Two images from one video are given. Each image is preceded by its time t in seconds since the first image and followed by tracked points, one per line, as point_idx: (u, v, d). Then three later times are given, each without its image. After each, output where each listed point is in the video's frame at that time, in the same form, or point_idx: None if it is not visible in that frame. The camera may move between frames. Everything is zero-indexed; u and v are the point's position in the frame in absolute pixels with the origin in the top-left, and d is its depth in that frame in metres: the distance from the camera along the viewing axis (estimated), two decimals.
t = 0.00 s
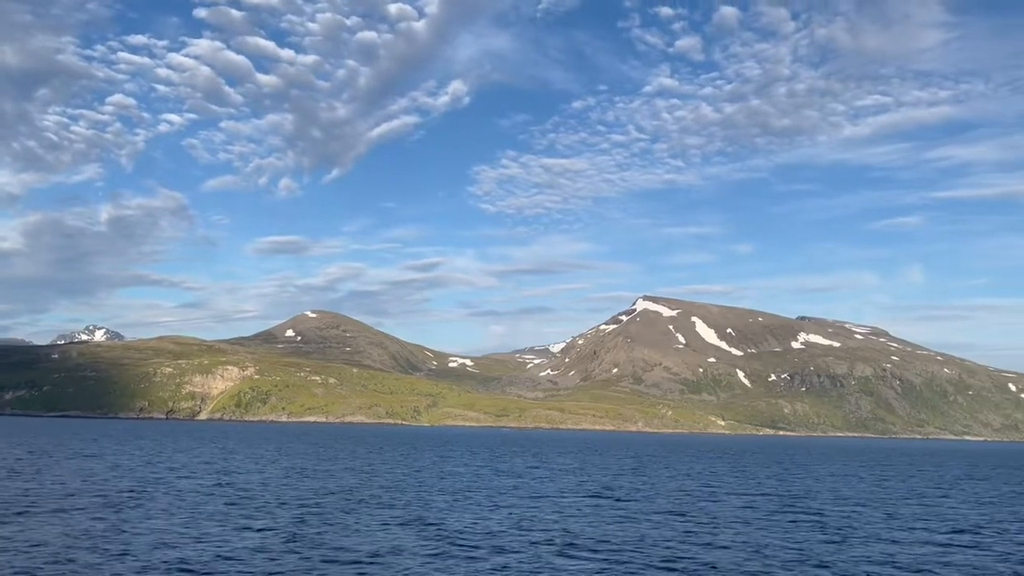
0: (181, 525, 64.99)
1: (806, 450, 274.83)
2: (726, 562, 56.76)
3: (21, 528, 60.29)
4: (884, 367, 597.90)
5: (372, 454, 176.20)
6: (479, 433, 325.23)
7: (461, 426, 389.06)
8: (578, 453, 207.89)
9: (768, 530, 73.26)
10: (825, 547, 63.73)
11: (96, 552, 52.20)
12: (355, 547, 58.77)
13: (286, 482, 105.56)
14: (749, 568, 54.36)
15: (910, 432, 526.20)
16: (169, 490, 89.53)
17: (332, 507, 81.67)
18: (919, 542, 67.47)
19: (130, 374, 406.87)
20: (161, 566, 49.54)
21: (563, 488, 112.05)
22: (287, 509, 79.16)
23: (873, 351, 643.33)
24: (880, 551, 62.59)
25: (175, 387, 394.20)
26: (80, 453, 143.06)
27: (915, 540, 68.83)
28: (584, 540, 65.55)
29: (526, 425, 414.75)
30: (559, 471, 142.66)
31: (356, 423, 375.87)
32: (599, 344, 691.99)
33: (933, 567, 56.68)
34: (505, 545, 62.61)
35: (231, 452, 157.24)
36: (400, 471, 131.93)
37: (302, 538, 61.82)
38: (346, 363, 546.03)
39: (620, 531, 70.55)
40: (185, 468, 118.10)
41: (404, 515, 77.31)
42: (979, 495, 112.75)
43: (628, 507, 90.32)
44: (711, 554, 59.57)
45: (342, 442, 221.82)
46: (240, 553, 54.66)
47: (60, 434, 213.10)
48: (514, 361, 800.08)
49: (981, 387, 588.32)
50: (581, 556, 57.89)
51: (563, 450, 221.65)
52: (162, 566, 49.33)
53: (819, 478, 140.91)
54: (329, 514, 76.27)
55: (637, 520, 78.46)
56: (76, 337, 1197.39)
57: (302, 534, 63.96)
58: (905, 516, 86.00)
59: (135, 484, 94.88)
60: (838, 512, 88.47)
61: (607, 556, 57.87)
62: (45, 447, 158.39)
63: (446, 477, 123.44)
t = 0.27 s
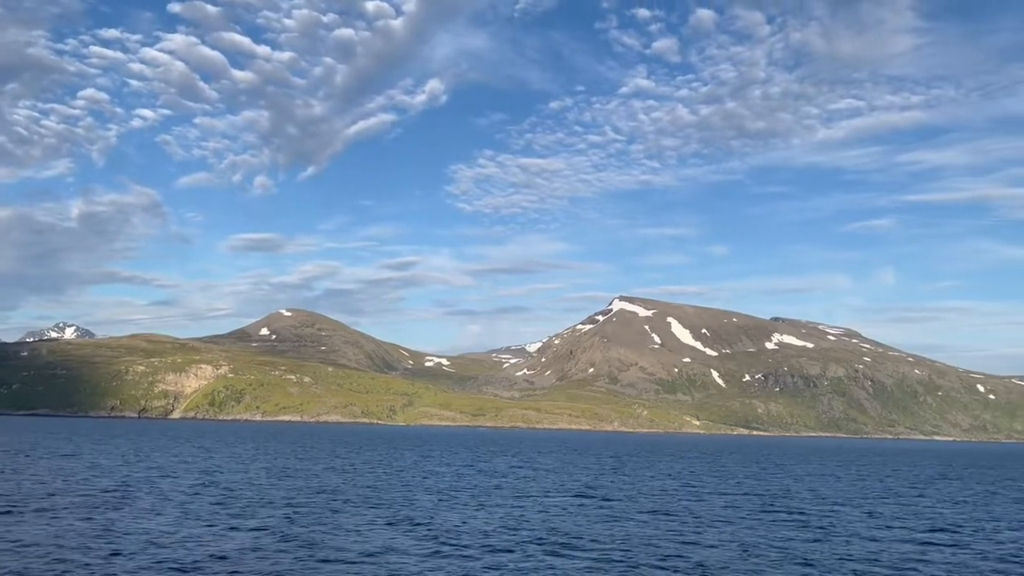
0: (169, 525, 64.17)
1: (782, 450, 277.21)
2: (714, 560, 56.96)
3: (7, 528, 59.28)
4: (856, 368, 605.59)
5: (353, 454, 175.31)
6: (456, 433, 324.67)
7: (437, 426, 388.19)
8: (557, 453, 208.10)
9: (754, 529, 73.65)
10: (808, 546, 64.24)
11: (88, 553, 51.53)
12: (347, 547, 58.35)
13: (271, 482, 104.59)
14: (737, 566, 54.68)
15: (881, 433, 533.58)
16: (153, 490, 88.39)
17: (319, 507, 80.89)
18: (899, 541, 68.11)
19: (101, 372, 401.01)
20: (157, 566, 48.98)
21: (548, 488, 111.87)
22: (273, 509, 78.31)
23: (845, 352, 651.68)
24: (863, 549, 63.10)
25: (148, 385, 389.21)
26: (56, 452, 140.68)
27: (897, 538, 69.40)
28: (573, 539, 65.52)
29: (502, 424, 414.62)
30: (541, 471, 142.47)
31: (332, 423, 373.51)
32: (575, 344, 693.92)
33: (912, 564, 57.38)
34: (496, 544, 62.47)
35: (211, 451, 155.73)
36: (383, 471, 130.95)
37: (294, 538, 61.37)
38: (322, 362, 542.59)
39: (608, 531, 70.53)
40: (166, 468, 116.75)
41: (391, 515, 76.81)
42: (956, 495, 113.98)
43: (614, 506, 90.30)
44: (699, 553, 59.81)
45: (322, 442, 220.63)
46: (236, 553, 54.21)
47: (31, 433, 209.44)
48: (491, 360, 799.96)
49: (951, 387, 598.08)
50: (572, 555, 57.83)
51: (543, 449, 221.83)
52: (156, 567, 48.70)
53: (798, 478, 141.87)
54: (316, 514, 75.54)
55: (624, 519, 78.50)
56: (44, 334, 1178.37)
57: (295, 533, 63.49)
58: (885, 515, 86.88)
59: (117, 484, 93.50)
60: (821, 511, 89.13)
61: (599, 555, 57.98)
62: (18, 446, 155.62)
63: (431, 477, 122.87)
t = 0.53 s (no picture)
0: (159, 524, 63.67)
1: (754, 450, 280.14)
2: (702, 558, 57.67)
3: None
4: (826, 368, 613.73)
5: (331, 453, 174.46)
6: (430, 432, 323.64)
7: (410, 425, 386.99)
8: (533, 452, 208.74)
9: (736, 527, 74.60)
10: (789, 543, 65.32)
11: (82, 553, 51.00)
12: (341, 546, 58.36)
13: (254, 482, 103.84)
14: (724, 563, 55.55)
15: (850, 433, 541.36)
16: (136, 489, 87.48)
17: (306, 507, 80.56)
18: (877, 538, 69.47)
19: (69, 369, 393.91)
20: (154, 566, 48.65)
21: (531, 487, 112.24)
22: (260, 508, 77.84)
23: (815, 353, 660.34)
24: (843, 547, 64.29)
25: (116, 384, 383.17)
26: (30, 451, 138.29)
27: (877, 536, 70.71)
28: (562, 537, 65.99)
29: (476, 423, 414.23)
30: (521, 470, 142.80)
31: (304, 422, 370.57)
32: (549, 343, 695.42)
33: (890, 561, 58.64)
34: (486, 542, 62.75)
35: (189, 450, 154.18)
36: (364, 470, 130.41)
37: (286, 536, 61.15)
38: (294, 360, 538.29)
39: (595, 529, 71.07)
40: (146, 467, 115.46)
41: (379, 514, 76.71)
42: (927, 494, 116.35)
43: (598, 505, 90.91)
44: (686, 551, 60.58)
45: (298, 441, 219.20)
46: (232, 552, 54.03)
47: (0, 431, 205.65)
48: (464, 359, 799.29)
49: (917, 388, 608.49)
50: (563, 553, 58.31)
51: (519, 449, 222.36)
52: (152, 566, 48.28)
53: (774, 477, 143.67)
54: (304, 513, 75.26)
55: (610, 518, 79.20)
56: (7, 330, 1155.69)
57: (287, 532, 63.30)
58: (863, 514, 88.43)
59: (98, 483, 92.38)
60: (800, 510, 90.54)
61: (590, 553, 58.51)
62: None
63: (413, 476, 122.74)
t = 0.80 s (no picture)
0: (141, 523, 62.89)
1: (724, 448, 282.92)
2: (684, 555, 58.31)
3: None
4: (794, 368, 621.85)
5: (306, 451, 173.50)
6: (403, 431, 322.23)
7: (381, 424, 385.42)
8: (507, 451, 209.28)
9: (714, 525, 75.49)
10: (767, 541, 66.26)
11: (66, 552, 50.18)
12: (328, 543, 58.15)
13: (232, 480, 102.91)
14: (706, 560, 56.19)
15: (817, 432, 549.27)
16: (112, 487, 86.34)
17: (287, 505, 80.03)
18: (852, 536, 70.77)
19: (33, 366, 385.51)
20: (141, 565, 48.07)
21: (509, 485, 112.50)
22: (243, 506, 77.35)
23: (783, 353, 668.96)
24: (820, 543, 65.54)
25: (82, 380, 375.76)
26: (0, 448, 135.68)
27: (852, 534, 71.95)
28: (545, 535, 66.36)
29: (447, 422, 413.49)
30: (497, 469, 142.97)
31: (273, 420, 366.96)
32: (521, 342, 696.21)
33: (864, 558, 59.75)
34: (471, 540, 62.92)
35: (162, 448, 152.40)
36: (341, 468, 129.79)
37: (272, 534, 60.80)
38: (264, 358, 532.91)
39: (577, 527, 71.45)
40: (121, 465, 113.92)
41: (361, 512, 76.52)
42: (895, 492, 118.72)
43: (578, 504, 91.41)
44: (670, 548, 61.19)
45: (271, 439, 217.59)
46: (225, 550, 53.90)
47: None
48: (436, 358, 796.72)
49: (883, 388, 619.22)
50: (548, 550, 58.60)
51: (493, 447, 222.65)
52: (140, 566, 47.71)
53: (746, 475, 145.50)
54: (286, 511, 74.81)
55: (591, 516, 79.80)
56: None
57: (272, 530, 62.90)
58: (837, 512, 90.01)
59: (72, 480, 90.99)
60: (775, 508, 91.85)
61: (576, 551, 58.92)
62: None
63: (391, 475, 122.40)
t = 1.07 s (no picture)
0: (121, 522, 62.25)
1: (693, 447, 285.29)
2: (667, 554, 58.96)
3: None
4: (760, 368, 629.52)
5: (279, 449, 172.44)
6: (373, 430, 320.21)
7: (349, 422, 382.46)
8: (479, 449, 209.80)
9: (692, 522, 76.56)
10: (745, 539, 67.24)
11: (48, 551, 49.56)
12: (314, 542, 58.07)
13: (210, 478, 102.06)
14: (687, 558, 56.93)
15: (783, 431, 556.91)
16: (87, 485, 85.17)
17: (266, 503, 79.57)
18: (826, 533, 72.10)
19: None
20: (128, 564, 47.67)
21: (487, 484, 112.91)
22: (227, 505, 76.76)
23: (750, 353, 677.36)
24: (798, 541, 66.97)
25: (43, 377, 367.36)
26: None
27: (827, 531, 73.21)
28: (528, 533, 66.75)
29: (417, 420, 411.86)
30: (471, 467, 143.21)
31: (240, 419, 362.37)
32: (491, 341, 695.83)
33: (839, 555, 60.90)
34: (455, 538, 63.12)
35: (134, 446, 150.58)
36: (316, 467, 129.24)
37: (257, 533, 60.55)
38: (231, 355, 526.11)
39: (559, 526, 71.99)
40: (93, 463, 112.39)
41: (341, 511, 76.31)
42: (862, 490, 121.19)
43: (557, 502, 92.01)
44: (653, 546, 61.89)
45: (243, 438, 215.70)
46: (215, 549, 53.68)
47: None
48: (405, 356, 792.52)
49: (846, 388, 629.94)
50: (533, 549, 58.94)
51: (465, 446, 222.98)
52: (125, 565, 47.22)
53: (718, 474, 147.41)
54: (267, 510, 74.29)
55: (570, 514, 80.45)
56: None
57: (257, 529, 62.64)
58: (809, 509, 91.65)
59: (46, 479, 89.60)
60: (752, 506, 93.36)
61: (561, 549, 59.36)
62: None
63: (367, 473, 122.25)
